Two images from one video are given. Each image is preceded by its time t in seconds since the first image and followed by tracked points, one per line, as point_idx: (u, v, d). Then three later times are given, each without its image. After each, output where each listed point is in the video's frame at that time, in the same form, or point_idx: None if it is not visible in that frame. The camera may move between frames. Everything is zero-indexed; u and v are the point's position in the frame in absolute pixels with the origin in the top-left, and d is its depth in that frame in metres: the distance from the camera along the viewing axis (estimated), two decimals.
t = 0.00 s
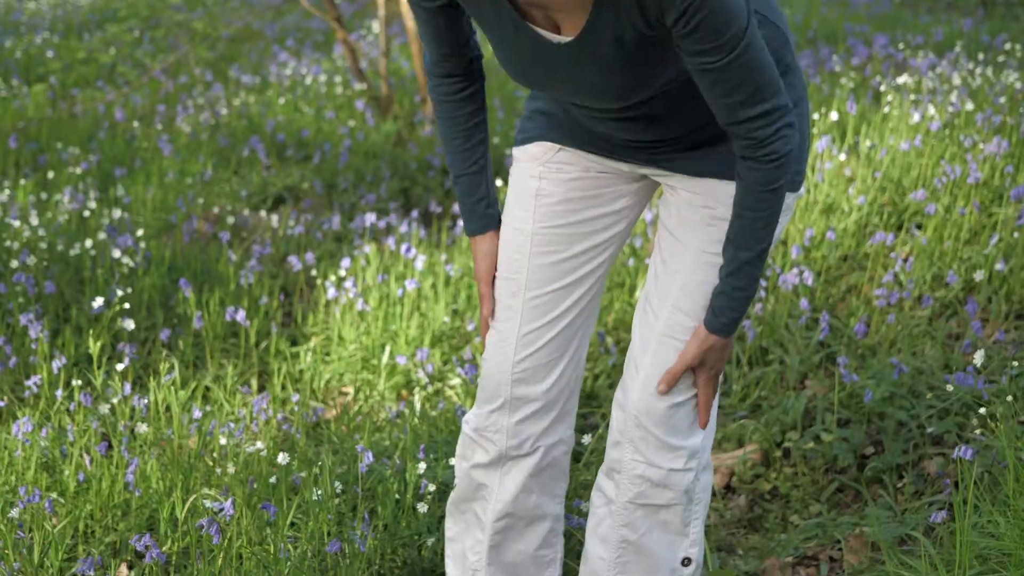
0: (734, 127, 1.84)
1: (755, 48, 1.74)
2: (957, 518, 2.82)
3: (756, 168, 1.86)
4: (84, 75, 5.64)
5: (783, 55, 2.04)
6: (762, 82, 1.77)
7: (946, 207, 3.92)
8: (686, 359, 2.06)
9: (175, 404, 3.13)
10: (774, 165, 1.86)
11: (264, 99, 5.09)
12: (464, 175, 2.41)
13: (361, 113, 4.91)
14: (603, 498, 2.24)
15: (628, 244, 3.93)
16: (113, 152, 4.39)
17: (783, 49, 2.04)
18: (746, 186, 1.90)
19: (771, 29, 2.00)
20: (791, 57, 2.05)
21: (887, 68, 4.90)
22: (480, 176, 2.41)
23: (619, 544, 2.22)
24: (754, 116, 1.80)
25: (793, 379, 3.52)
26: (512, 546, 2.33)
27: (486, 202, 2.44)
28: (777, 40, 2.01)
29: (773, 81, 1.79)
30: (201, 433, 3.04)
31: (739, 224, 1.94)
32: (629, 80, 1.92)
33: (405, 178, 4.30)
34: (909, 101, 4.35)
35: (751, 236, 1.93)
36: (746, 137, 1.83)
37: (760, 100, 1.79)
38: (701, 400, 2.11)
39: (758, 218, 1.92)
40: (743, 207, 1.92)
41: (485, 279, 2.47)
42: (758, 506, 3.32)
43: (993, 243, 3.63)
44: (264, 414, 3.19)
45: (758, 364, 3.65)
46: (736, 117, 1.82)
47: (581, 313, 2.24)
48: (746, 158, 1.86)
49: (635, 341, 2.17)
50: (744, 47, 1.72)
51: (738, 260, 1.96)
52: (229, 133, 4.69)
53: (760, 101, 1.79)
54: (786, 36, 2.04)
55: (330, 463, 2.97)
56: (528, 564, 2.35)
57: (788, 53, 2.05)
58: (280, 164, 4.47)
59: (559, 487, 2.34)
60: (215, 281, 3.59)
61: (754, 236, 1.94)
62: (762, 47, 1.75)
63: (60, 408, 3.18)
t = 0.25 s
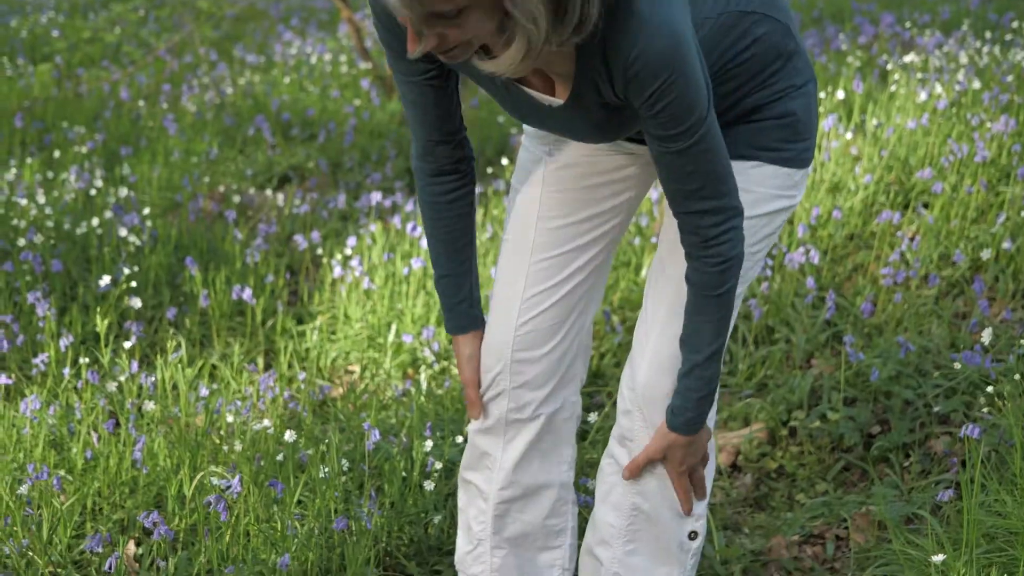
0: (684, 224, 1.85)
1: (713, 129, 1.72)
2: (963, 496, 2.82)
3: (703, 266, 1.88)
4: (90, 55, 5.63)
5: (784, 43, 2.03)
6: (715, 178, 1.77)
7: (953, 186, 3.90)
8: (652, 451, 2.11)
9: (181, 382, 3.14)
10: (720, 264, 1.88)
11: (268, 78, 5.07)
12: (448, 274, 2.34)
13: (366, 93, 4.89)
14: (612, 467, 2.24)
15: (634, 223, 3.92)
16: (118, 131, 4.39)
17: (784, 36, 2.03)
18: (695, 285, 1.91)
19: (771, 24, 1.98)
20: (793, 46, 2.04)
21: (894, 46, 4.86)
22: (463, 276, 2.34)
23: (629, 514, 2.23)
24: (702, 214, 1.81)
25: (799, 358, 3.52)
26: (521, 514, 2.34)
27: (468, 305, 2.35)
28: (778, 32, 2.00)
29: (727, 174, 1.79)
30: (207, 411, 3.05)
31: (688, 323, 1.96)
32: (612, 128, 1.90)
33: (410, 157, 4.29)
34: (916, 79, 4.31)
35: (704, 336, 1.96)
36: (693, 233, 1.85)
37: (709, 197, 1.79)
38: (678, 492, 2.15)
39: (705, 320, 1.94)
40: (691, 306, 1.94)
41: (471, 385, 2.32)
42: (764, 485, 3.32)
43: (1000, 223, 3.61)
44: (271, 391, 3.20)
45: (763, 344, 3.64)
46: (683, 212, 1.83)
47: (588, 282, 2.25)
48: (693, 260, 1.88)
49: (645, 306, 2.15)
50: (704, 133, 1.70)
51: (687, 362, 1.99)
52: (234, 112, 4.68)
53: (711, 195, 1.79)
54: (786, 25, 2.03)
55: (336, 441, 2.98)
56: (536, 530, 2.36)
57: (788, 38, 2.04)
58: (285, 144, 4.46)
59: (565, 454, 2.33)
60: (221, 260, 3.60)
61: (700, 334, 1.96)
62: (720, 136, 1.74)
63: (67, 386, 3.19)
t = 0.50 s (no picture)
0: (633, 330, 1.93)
1: (678, 223, 1.79)
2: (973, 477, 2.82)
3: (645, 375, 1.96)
4: (99, 35, 5.62)
5: (790, 46, 2.07)
6: (668, 286, 1.85)
7: (963, 168, 3.88)
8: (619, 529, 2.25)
9: (191, 360, 3.15)
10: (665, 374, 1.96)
11: (277, 58, 5.06)
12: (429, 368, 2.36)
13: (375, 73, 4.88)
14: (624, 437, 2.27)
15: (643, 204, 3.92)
16: (128, 110, 4.39)
17: (788, 38, 2.07)
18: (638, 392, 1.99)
19: (771, 34, 2.03)
20: (798, 44, 2.09)
21: (905, 28, 4.84)
22: (442, 370, 2.37)
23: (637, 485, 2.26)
24: (649, 321, 1.89)
25: (808, 339, 3.51)
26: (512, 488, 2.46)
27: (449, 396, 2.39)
28: (782, 39, 2.05)
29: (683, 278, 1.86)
30: (217, 390, 3.05)
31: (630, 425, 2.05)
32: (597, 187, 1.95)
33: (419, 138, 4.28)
34: (927, 61, 4.29)
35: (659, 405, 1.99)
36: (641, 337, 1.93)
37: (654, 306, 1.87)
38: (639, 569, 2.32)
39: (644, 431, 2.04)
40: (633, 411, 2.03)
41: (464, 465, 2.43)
42: (773, 466, 3.32)
43: (1010, 205, 3.60)
44: (281, 370, 3.20)
45: (773, 324, 3.64)
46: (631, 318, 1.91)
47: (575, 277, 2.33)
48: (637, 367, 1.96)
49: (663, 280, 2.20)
50: (669, 225, 1.76)
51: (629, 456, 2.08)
52: (244, 92, 4.67)
53: (659, 306, 1.87)
54: (790, 28, 2.07)
55: (346, 420, 2.98)
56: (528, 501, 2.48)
57: (792, 38, 2.08)
58: (294, 124, 4.45)
59: (552, 425, 2.45)
60: (231, 240, 3.60)
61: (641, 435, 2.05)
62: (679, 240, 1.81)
63: (77, 364, 3.20)
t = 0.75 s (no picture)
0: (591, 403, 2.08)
1: (653, 304, 1.89)
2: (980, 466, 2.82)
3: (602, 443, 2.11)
4: (106, 23, 5.62)
5: (787, 72, 2.11)
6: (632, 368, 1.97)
7: (970, 159, 3.87)
8: None
9: (198, 348, 3.15)
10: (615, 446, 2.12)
11: (284, 47, 5.05)
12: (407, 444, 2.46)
13: (382, 62, 4.87)
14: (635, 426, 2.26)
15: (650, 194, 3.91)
16: (135, 99, 4.39)
17: (784, 64, 2.11)
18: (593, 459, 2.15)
19: (768, 61, 2.07)
20: (796, 67, 2.12)
21: (913, 19, 4.82)
22: (426, 446, 2.47)
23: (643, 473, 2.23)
24: (611, 397, 2.04)
25: (814, 329, 3.51)
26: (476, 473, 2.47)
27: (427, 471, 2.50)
28: (777, 69, 2.09)
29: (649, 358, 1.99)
30: (223, 377, 3.06)
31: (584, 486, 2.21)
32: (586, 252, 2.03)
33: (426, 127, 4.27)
34: (935, 52, 4.27)
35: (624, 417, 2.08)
36: (599, 407, 2.07)
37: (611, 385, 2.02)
38: None
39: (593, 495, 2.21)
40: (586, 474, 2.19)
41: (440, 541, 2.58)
42: (779, 455, 3.33)
43: (1017, 196, 3.59)
44: (287, 358, 3.21)
45: (779, 314, 3.64)
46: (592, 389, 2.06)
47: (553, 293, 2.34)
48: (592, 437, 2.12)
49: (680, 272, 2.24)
50: (646, 306, 1.86)
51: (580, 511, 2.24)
52: (251, 81, 4.67)
53: (617, 386, 2.02)
54: (785, 55, 2.10)
55: (353, 409, 2.98)
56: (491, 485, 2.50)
57: (789, 58, 2.11)
58: (301, 113, 4.45)
59: (517, 412, 2.45)
60: (237, 228, 3.60)
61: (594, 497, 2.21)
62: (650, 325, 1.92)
63: (84, 352, 3.20)
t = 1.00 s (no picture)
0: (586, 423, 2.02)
1: (647, 320, 1.85)
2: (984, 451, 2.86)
3: (597, 459, 2.06)
4: (110, 5, 5.60)
5: (782, 72, 2.08)
6: (627, 385, 1.93)
7: (976, 143, 3.86)
8: None
9: (203, 330, 3.15)
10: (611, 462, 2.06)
11: (290, 29, 5.03)
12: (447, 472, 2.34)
13: (387, 45, 4.84)
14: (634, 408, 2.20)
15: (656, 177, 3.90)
16: (139, 80, 4.37)
17: (778, 64, 2.08)
18: (591, 476, 2.09)
19: (763, 63, 2.05)
20: (790, 66, 2.09)
21: (919, 2, 4.79)
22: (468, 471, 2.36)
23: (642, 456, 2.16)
24: (604, 412, 1.98)
25: (819, 313, 3.51)
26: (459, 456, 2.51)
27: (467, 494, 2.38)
28: (771, 69, 2.06)
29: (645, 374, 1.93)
30: (228, 359, 3.05)
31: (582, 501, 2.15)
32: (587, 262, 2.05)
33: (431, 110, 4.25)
34: (941, 34, 4.25)
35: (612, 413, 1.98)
36: (594, 423, 2.01)
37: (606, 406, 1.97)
38: None
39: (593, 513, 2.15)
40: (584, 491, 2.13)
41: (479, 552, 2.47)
42: (783, 438, 3.33)
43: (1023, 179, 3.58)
44: (292, 340, 3.20)
45: (784, 298, 3.63)
46: (586, 406, 2.00)
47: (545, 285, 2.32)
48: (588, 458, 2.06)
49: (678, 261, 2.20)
50: (639, 322, 1.83)
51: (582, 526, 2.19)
52: (255, 63, 4.65)
53: (610, 403, 1.96)
54: (778, 55, 2.08)
55: (358, 391, 2.98)
56: (480, 469, 2.51)
57: (783, 55, 2.09)
58: (306, 95, 4.43)
59: (509, 385, 2.46)
60: (242, 210, 3.59)
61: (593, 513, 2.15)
62: (647, 339, 1.88)
63: (89, 333, 3.20)
